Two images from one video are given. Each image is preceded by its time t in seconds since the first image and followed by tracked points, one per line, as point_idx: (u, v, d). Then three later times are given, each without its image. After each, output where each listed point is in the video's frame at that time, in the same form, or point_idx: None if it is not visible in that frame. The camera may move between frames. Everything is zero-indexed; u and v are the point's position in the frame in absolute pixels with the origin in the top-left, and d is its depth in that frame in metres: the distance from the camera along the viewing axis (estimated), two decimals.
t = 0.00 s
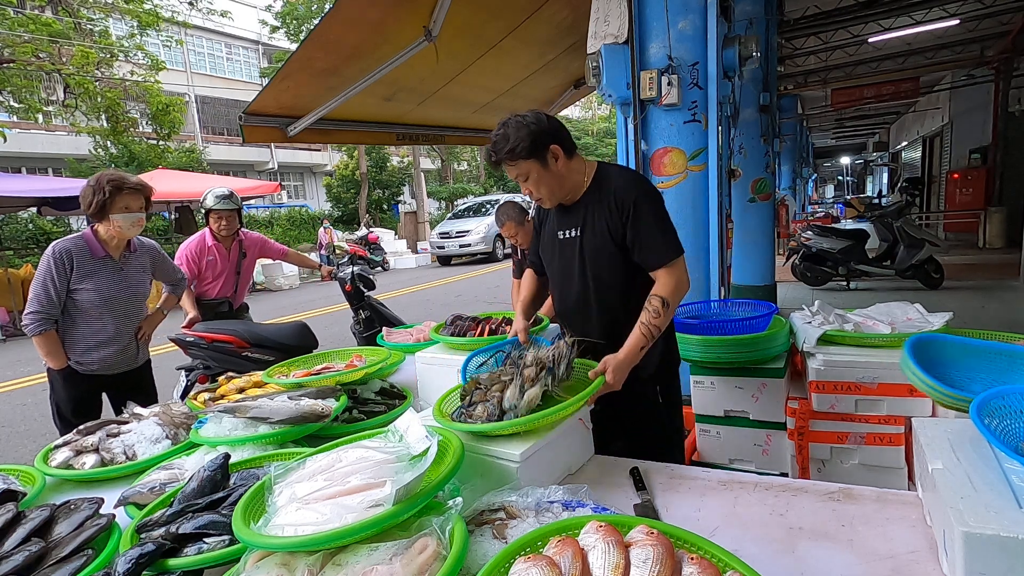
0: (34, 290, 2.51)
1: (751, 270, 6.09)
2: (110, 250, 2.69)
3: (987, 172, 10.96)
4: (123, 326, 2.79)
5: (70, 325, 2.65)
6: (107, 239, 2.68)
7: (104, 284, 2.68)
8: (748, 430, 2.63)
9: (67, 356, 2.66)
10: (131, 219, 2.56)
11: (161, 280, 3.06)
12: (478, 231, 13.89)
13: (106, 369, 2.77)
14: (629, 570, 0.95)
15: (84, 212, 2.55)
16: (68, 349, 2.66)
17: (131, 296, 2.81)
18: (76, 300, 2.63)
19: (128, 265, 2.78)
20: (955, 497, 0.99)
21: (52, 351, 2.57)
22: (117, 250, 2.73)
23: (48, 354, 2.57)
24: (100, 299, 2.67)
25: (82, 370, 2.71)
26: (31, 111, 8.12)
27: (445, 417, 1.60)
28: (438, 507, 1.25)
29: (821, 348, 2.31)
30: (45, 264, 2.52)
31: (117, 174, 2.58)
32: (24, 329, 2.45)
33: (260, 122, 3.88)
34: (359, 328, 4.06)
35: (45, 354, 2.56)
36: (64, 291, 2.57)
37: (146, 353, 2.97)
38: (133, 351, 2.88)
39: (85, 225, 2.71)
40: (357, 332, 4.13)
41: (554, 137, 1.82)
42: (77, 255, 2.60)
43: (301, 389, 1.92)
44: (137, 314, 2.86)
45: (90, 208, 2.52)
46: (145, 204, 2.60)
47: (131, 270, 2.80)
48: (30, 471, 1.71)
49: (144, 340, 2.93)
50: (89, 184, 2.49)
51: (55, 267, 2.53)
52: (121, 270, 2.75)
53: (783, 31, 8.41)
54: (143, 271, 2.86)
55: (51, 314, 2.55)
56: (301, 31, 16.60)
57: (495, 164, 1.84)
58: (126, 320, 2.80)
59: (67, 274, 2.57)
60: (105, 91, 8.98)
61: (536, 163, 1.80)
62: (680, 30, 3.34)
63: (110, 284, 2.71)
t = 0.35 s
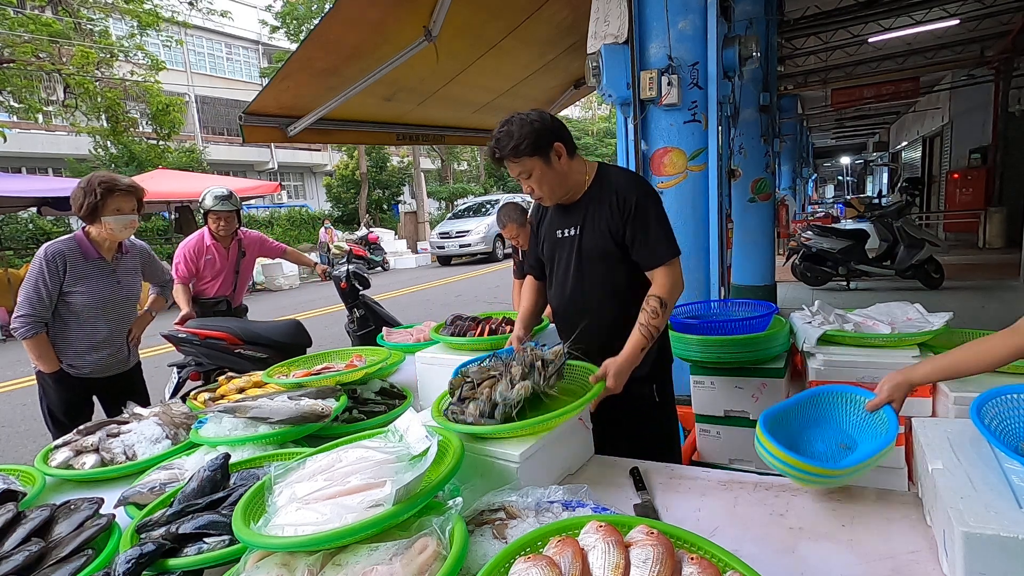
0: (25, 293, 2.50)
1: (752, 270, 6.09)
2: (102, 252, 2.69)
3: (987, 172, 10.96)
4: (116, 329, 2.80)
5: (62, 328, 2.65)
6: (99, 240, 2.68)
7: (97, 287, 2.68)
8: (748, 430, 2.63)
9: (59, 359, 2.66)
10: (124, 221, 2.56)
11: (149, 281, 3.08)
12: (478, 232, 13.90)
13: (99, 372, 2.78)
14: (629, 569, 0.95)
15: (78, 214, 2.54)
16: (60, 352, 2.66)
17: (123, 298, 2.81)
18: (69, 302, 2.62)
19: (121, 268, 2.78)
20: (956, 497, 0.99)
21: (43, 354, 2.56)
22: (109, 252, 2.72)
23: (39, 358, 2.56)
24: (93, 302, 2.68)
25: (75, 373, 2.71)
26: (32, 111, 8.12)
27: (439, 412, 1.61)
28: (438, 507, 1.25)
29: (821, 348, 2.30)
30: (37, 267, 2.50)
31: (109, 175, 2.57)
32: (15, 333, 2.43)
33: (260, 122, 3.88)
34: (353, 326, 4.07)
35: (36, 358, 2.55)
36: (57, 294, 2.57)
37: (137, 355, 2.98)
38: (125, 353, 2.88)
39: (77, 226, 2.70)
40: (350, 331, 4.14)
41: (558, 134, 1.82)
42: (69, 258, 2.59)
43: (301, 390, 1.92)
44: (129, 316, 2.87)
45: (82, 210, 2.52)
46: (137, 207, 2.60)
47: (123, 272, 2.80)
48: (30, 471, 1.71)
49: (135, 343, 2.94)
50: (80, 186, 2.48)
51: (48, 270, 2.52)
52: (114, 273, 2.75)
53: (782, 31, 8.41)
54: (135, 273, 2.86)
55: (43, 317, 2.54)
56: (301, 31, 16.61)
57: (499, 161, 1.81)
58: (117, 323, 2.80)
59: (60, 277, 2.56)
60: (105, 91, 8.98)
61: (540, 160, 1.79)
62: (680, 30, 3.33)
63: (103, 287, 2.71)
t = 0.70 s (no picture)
0: (24, 293, 2.49)
1: (752, 271, 6.09)
2: (100, 252, 2.69)
3: (987, 172, 10.95)
4: (115, 329, 2.80)
5: (61, 328, 2.64)
6: (97, 241, 2.67)
7: (96, 287, 2.69)
8: (748, 430, 2.63)
9: (58, 360, 2.65)
10: (121, 222, 2.56)
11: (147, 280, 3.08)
12: (478, 232, 13.89)
13: (98, 372, 2.78)
14: (630, 570, 0.95)
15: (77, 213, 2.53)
16: (59, 352, 2.65)
17: (122, 298, 2.81)
18: (67, 302, 2.62)
19: (119, 267, 2.78)
20: (955, 497, 1.00)
21: (43, 355, 2.55)
22: (107, 251, 2.72)
23: (38, 359, 2.55)
24: (92, 302, 2.68)
25: (74, 373, 2.71)
26: (32, 111, 8.12)
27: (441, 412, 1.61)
28: (438, 507, 1.24)
29: (821, 348, 2.30)
30: (36, 267, 2.50)
31: (109, 176, 2.57)
32: (13, 334, 2.42)
33: (260, 122, 3.88)
34: (335, 328, 4.13)
35: (36, 359, 2.55)
36: (55, 294, 2.56)
37: (136, 355, 2.97)
38: (124, 354, 2.88)
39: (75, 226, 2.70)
40: (333, 332, 4.20)
41: (561, 133, 1.83)
42: (68, 258, 2.59)
43: (301, 390, 1.92)
44: (128, 316, 2.87)
45: (80, 209, 2.50)
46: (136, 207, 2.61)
47: (122, 272, 2.80)
48: (30, 471, 1.71)
49: (134, 343, 2.94)
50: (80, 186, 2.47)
51: (46, 269, 2.52)
52: (112, 272, 2.75)
53: (782, 31, 8.41)
54: (133, 273, 2.86)
55: (42, 317, 2.53)
56: (301, 31, 16.60)
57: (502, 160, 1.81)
58: (117, 323, 2.80)
59: (59, 277, 2.56)
60: (105, 91, 8.98)
61: (544, 158, 1.80)
62: (680, 30, 3.33)
63: (102, 287, 2.71)
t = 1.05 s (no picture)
0: (29, 292, 2.50)
1: (752, 271, 6.09)
2: (106, 252, 2.68)
3: (987, 172, 10.95)
4: (120, 328, 2.79)
5: (65, 327, 2.64)
6: (103, 241, 2.67)
7: (100, 286, 2.68)
8: (748, 430, 2.63)
9: (62, 358, 2.65)
10: (135, 229, 2.59)
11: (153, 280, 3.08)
12: (478, 231, 13.89)
13: (102, 370, 2.77)
14: (630, 569, 0.95)
15: (89, 212, 2.53)
16: (63, 351, 2.65)
17: (127, 298, 2.81)
18: (72, 300, 2.62)
19: (123, 267, 2.78)
20: (955, 497, 1.00)
21: (47, 353, 2.56)
22: (113, 251, 2.72)
23: (43, 357, 2.56)
24: (96, 301, 2.67)
25: (78, 372, 2.70)
26: (32, 111, 8.13)
27: (439, 412, 1.62)
28: (438, 507, 1.25)
29: (821, 348, 2.30)
30: (40, 266, 2.51)
31: (130, 181, 2.56)
32: (19, 331, 2.43)
33: (260, 122, 3.89)
34: (335, 328, 4.13)
35: (40, 356, 2.56)
36: (60, 292, 2.56)
37: (141, 355, 2.97)
38: (129, 353, 2.88)
39: (81, 226, 2.71)
40: (333, 332, 4.20)
41: (570, 129, 1.85)
42: (73, 257, 2.59)
43: (301, 390, 1.92)
44: (133, 315, 2.86)
45: (97, 212, 2.50)
46: (150, 216, 2.61)
47: (126, 272, 2.80)
48: (30, 471, 1.71)
49: (140, 342, 2.93)
50: (104, 187, 2.46)
51: (50, 267, 2.52)
52: (116, 272, 2.75)
53: (782, 31, 8.42)
54: (137, 273, 2.86)
55: (47, 316, 2.54)
56: (301, 31, 16.61)
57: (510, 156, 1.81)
58: (121, 322, 2.80)
59: (63, 276, 2.56)
60: (105, 91, 8.98)
61: (553, 152, 1.81)
62: (680, 30, 3.33)
63: (106, 286, 2.71)
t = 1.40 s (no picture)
0: (35, 290, 2.51)
1: (752, 271, 6.10)
2: (111, 251, 2.68)
3: (987, 172, 10.95)
4: (124, 327, 2.79)
5: (69, 326, 2.64)
6: (108, 240, 2.68)
7: (104, 285, 2.68)
8: (748, 430, 2.63)
9: (68, 356, 2.65)
10: (141, 229, 2.59)
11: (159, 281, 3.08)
12: (478, 231, 13.89)
13: (106, 369, 2.77)
14: (629, 569, 0.95)
15: (95, 212, 2.52)
16: (69, 349, 2.65)
17: (132, 297, 2.81)
18: (77, 299, 2.62)
19: (129, 266, 2.78)
20: (955, 497, 1.00)
21: (52, 351, 2.56)
22: (118, 251, 2.72)
23: (48, 355, 2.56)
24: (100, 300, 2.67)
25: (82, 371, 2.70)
26: (31, 111, 8.13)
27: (439, 412, 1.61)
28: (438, 507, 1.25)
29: (822, 348, 2.30)
30: (46, 264, 2.52)
31: (141, 183, 2.57)
32: (25, 329, 2.44)
33: (260, 122, 3.89)
34: (334, 328, 4.12)
35: (45, 354, 2.56)
36: (65, 291, 2.57)
37: (146, 354, 2.97)
38: (133, 351, 2.87)
39: (86, 226, 2.71)
40: (332, 333, 4.19)
41: (579, 126, 1.86)
42: (78, 255, 2.59)
43: (301, 390, 1.92)
44: (138, 314, 2.87)
45: (105, 211, 2.48)
46: (157, 218, 2.61)
47: (132, 271, 2.80)
48: (29, 471, 1.71)
49: (144, 341, 2.93)
50: (111, 188, 2.46)
51: (56, 266, 2.53)
52: (122, 271, 2.75)
53: (782, 31, 8.42)
54: (142, 273, 2.85)
55: (52, 314, 2.54)
56: (301, 31, 16.61)
57: (520, 149, 1.80)
58: (127, 320, 2.80)
59: (68, 274, 2.56)
60: (105, 91, 8.97)
61: (562, 148, 1.81)
62: (680, 30, 3.33)
63: (111, 285, 2.70)
